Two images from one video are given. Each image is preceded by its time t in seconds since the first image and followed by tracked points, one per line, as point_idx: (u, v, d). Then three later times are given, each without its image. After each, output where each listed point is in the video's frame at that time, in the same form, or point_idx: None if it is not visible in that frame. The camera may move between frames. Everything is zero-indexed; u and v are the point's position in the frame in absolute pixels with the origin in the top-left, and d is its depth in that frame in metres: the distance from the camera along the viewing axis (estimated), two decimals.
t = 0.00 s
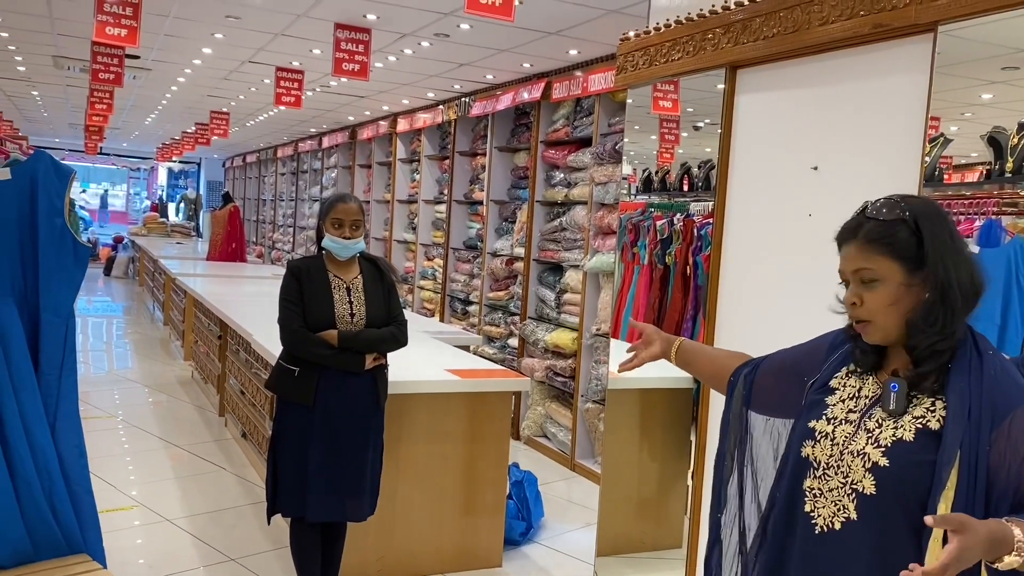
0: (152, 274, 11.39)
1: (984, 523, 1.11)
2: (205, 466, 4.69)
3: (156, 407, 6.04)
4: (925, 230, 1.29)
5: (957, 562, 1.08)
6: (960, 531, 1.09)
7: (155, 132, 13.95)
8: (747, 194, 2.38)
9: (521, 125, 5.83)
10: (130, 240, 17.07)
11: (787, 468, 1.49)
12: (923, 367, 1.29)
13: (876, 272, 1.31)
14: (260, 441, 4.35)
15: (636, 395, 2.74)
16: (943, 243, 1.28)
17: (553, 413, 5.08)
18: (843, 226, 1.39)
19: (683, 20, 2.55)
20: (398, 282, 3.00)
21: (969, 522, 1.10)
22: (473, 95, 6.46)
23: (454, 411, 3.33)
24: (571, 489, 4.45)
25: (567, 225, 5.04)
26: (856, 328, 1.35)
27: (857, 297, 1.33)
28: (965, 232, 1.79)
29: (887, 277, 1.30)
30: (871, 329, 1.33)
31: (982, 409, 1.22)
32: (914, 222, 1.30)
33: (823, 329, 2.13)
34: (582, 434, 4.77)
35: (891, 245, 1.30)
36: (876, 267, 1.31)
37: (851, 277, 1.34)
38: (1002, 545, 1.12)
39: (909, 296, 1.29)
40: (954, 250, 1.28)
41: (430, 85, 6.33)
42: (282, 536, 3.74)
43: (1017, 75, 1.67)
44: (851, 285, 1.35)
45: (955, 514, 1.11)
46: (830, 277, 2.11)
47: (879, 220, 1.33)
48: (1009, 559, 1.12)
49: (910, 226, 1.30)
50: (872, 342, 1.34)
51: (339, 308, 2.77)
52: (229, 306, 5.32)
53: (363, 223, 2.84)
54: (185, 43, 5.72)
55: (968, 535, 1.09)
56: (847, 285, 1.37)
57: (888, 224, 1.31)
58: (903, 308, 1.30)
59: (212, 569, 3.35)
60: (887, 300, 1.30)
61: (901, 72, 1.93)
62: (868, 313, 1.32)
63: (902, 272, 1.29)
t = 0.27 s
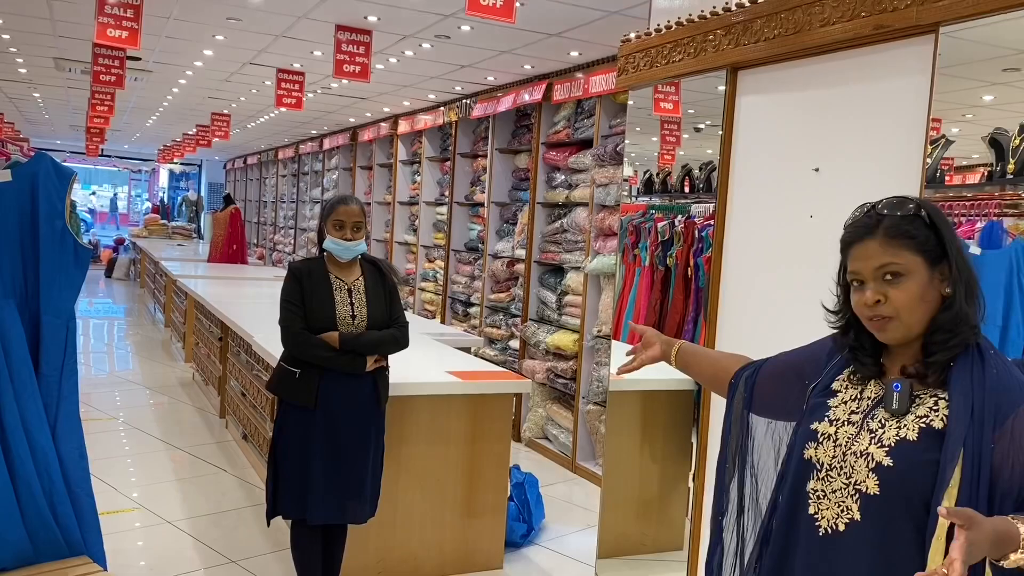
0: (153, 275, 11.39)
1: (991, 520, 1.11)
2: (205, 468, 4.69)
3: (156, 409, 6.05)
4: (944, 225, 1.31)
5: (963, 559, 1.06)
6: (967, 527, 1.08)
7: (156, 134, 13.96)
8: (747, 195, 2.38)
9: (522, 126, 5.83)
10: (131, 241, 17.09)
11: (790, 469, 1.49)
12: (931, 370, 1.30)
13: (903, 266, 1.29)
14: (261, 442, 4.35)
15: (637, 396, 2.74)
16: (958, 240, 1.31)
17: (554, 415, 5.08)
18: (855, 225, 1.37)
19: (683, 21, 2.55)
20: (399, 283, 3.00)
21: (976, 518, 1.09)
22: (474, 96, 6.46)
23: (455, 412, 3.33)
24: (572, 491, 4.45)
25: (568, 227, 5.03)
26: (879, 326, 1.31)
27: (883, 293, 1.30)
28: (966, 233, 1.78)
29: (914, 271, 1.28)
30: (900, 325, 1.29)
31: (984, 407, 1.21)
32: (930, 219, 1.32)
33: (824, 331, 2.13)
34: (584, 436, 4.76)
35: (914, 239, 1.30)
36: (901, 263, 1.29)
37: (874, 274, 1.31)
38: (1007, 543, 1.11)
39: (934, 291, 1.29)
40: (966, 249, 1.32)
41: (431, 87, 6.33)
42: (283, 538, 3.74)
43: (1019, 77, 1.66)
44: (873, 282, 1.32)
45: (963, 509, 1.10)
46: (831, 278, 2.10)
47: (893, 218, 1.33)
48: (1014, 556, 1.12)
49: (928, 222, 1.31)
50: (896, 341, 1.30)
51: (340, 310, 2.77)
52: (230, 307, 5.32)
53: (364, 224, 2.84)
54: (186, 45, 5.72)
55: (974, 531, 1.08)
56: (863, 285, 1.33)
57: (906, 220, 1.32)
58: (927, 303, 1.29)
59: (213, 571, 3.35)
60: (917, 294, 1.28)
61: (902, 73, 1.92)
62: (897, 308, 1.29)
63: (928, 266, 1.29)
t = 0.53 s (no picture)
0: (151, 277, 11.39)
1: (989, 516, 1.11)
2: (204, 469, 4.68)
3: (155, 410, 6.04)
4: (941, 228, 1.31)
5: (964, 554, 1.07)
6: (966, 523, 1.09)
7: (154, 136, 13.96)
8: (746, 197, 2.38)
9: (521, 127, 5.83)
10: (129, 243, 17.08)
11: (791, 471, 1.49)
12: (929, 369, 1.30)
13: (903, 270, 1.29)
14: (260, 444, 4.35)
15: (636, 398, 2.74)
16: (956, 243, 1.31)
17: (553, 416, 5.08)
18: (855, 229, 1.37)
19: (682, 23, 2.56)
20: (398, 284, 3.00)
21: (974, 514, 1.09)
22: (473, 98, 6.46)
23: (454, 414, 3.33)
24: (571, 492, 4.45)
25: (567, 228, 5.03)
26: (880, 331, 1.31)
27: (883, 297, 1.30)
28: (964, 234, 1.78)
29: (914, 275, 1.29)
30: (901, 329, 1.29)
31: (985, 406, 1.22)
32: (929, 222, 1.32)
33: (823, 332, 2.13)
34: (583, 437, 4.76)
35: (913, 243, 1.30)
36: (901, 267, 1.29)
37: (874, 278, 1.31)
38: (1009, 538, 1.12)
39: (933, 293, 1.29)
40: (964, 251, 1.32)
41: (430, 88, 6.33)
42: (282, 539, 3.74)
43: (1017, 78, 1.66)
44: (873, 286, 1.32)
45: (961, 504, 1.10)
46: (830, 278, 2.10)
47: (891, 222, 1.33)
48: (1017, 551, 1.13)
49: (926, 225, 1.32)
50: (896, 344, 1.31)
51: (339, 312, 2.77)
52: (228, 309, 5.32)
53: (363, 226, 2.84)
54: (185, 47, 5.72)
55: (974, 526, 1.09)
56: (864, 288, 1.33)
57: (904, 223, 1.32)
58: (927, 306, 1.29)
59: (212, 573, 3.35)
60: (917, 298, 1.29)
61: (900, 75, 1.93)
62: (898, 312, 1.29)
63: (927, 269, 1.29)
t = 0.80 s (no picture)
0: (148, 277, 11.36)
1: (992, 515, 1.12)
2: (202, 470, 4.68)
3: (152, 411, 6.03)
4: (931, 230, 1.31)
5: (967, 553, 1.08)
6: (968, 521, 1.10)
7: (151, 136, 13.94)
8: (744, 197, 2.38)
9: (519, 128, 5.83)
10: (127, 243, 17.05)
11: (789, 473, 1.48)
12: (926, 371, 1.31)
13: (888, 274, 1.29)
14: (257, 444, 4.35)
15: (634, 398, 2.74)
16: (948, 244, 1.30)
17: (552, 416, 5.08)
18: (846, 229, 1.37)
19: (680, 24, 2.56)
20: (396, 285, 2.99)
21: (977, 512, 1.10)
22: (471, 98, 6.46)
23: (452, 415, 3.33)
24: (570, 493, 4.45)
25: (565, 229, 5.03)
26: (867, 332, 1.33)
27: (869, 300, 1.31)
28: (962, 235, 1.80)
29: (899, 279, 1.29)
30: (886, 332, 1.30)
31: (985, 407, 1.23)
32: (919, 223, 1.31)
33: (821, 334, 2.13)
34: (581, 438, 4.77)
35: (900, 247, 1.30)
36: (887, 270, 1.30)
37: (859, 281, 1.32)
38: (1011, 537, 1.13)
39: (921, 296, 1.29)
40: (959, 252, 1.31)
41: (427, 89, 6.33)
42: (280, 540, 3.74)
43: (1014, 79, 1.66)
44: (860, 288, 1.33)
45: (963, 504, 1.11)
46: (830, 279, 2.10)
47: (882, 223, 1.33)
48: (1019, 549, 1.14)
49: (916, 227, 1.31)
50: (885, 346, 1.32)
51: (337, 313, 2.76)
52: (226, 309, 5.31)
53: (361, 226, 2.84)
54: (182, 47, 5.71)
55: (977, 525, 1.10)
56: (853, 289, 1.34)
57: (893, 226, 1.31)
58: (914, 309, 1.30)
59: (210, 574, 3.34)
60: (903, 301, 1.29)
61: (898, 76, 1.93)
62: (882, 315, 1.30)
63: (913, 273, 1.29)
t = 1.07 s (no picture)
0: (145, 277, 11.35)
1: (981, 519, 1.11)
2: (199, 471, 4.67)
3: (149, 411, 6.03)
4: (897, 236, 1.29)
5: (954, 557, 1.07)
6: (956, 525, 1.09)
7: (148, 136, 13.91)
8: (741, 198, 2.38)
9: (516, 127, 5.83)
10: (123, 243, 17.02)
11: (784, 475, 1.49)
12: (913, 374, 1.30)
13: (848, 279, 1.34)
14: (255, 445, 4.34)
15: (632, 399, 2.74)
16: (916, 251, 1.27)
17: (549, 416, 5.08)
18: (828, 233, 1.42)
19: (676, 24, 2.56)
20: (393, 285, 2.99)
21: (964, 516, 1.09)
22: (468, 98, 6.46)
23: (449, 416, 3.33)
24: (567, 492, 4.45)
25: (562, 228, 5.04)
26: (844, 330, 1.38)
27: (837, 301, 1.36)
28: (957, 235, 1.79)
29: (860, 284, 1.32)
30: (854, 332, 1.36)
31: (975, 408, 1.23)
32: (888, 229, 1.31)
33: (816, 334, 2.14)
34: (578, 437, 4.77)
35: (863, 253, 1.32)
36: (849, 275, 1.34)
37: (831, 282, 1.38)
38: (1000, 540, 1.11)
39: (882, 302, 1.30)
40: (933, 258, 1.26)
41: (424, 88, 6.33)
42: (278, 541, 3.74)
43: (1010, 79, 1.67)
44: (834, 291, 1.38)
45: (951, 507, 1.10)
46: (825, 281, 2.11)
47: (859, 226, 1.35)
48: (1009, 554, 1.11)
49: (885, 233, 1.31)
50: (858, 344, 1.36)
51: (334, 313, 2.76)
52: (223, 309, 5.31)
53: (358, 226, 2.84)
54: (179, 47, 5.70)
55: (965, 528, 1.09)
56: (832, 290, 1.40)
57: (860, 233, 1.34)
58: (879, 314, 1.31)
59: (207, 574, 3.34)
60: (865, 306, 1.32)
61: (895, 76, 1.94)
62: (848, 317, 1.35)
63: (872, 279, 1.31)
